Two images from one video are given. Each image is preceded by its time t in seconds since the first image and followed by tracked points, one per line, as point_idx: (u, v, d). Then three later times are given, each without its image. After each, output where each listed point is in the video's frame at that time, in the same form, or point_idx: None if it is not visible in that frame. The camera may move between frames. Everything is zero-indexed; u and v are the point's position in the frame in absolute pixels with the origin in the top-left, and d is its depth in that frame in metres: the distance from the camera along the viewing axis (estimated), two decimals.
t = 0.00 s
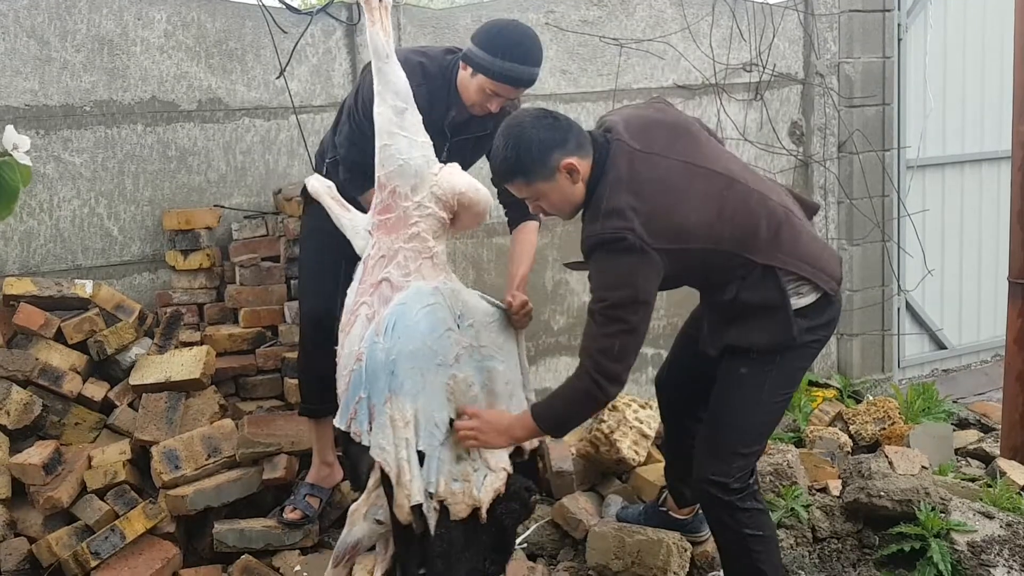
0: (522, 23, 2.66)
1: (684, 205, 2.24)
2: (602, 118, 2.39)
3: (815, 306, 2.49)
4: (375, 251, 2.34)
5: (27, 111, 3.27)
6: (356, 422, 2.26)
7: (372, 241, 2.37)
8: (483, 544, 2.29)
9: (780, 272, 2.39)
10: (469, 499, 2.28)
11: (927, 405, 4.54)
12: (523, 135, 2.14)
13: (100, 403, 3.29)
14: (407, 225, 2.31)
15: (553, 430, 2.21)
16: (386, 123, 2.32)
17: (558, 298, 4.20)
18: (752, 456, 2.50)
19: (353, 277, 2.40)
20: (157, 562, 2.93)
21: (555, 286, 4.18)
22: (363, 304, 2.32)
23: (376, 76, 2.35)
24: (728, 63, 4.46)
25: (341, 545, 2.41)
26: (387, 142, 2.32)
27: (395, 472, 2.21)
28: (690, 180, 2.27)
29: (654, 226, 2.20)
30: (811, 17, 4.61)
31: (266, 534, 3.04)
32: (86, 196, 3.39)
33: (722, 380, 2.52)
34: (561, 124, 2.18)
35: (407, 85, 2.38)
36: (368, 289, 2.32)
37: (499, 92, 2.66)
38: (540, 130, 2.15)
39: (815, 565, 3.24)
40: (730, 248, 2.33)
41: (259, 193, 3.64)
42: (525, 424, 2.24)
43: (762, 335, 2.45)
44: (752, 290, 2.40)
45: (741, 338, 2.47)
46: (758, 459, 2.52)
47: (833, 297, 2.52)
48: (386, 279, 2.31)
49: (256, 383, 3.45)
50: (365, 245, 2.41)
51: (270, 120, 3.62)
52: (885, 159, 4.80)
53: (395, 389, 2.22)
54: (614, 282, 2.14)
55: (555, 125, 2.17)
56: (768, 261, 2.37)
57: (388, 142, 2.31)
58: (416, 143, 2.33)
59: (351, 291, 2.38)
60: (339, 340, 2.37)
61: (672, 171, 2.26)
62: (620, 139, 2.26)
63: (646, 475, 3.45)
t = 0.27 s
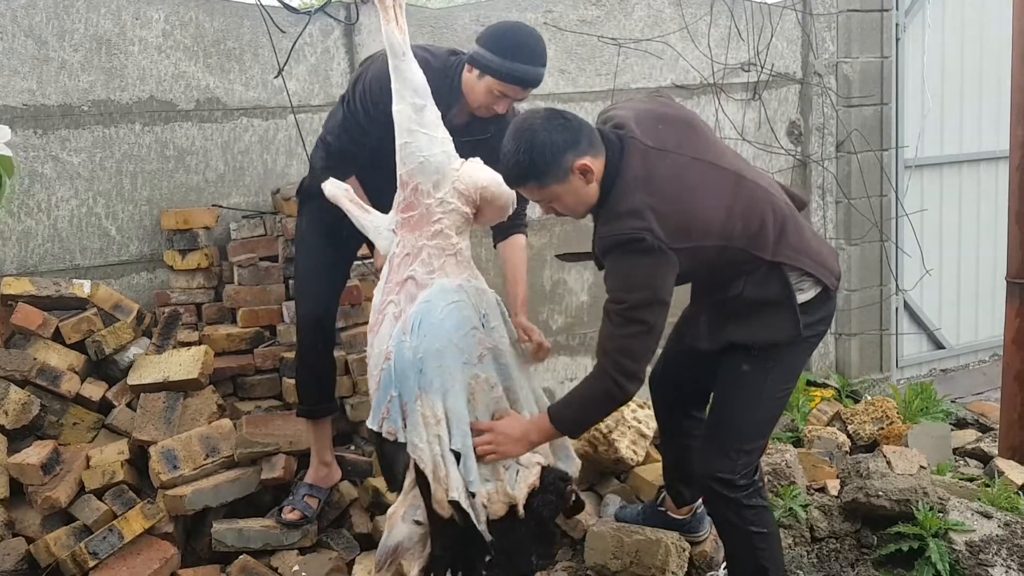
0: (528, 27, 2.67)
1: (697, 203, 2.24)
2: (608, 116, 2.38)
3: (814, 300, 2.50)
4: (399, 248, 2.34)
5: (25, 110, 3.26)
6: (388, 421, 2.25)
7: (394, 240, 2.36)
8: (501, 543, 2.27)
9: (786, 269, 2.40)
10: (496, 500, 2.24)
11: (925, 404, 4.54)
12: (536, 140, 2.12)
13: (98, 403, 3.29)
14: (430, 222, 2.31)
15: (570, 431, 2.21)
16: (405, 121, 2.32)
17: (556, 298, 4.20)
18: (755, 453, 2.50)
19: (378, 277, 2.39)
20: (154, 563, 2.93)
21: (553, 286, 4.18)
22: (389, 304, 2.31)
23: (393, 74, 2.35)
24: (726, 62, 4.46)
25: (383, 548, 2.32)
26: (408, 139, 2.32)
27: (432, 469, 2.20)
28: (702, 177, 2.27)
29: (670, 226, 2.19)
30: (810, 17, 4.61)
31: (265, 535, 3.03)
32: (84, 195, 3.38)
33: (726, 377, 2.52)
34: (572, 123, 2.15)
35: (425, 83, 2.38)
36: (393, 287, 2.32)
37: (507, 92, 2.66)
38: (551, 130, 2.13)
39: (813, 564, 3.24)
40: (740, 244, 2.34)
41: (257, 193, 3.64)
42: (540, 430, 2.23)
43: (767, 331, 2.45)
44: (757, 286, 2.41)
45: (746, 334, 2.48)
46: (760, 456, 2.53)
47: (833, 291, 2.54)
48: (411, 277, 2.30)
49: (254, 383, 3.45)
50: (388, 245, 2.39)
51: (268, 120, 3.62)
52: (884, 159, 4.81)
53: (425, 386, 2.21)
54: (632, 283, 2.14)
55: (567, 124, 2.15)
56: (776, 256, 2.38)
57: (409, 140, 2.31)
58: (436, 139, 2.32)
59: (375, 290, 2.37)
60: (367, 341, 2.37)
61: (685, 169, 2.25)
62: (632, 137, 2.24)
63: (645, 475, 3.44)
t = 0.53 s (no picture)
0: None
1: (706, 194, 2.23)
2: (613, 111, 2.37)
3: (817, 295, 2.52)
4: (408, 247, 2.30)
5: (27, 110, 3.26)
6: (402, 421, 2.26)
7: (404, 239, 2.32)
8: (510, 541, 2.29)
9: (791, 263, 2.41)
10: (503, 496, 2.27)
11: (927, 404, 4.54)
12: (541, 134, 2.11)
13: (100, 402, 3.29)
14: (439, 221, 2.26)
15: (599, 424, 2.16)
16: (413, 120, 2.28)
17: (558, 298, 4.20)
18: (761, 450, 2.51)
19: (387, 277, 2.35)
20: (156, 562, 2.93)
21: (555, 285, 4.18)
22: (400, 303, 2.29)
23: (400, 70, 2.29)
24: (727, 62, 4.46)
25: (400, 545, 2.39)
26: (415, 138, 2.27)
27: (442, 465, 2.22)
28: (711, 170, 2.26)
29: (681, 215, 2.17)
30: (811, 17, 4.61)
31: (266, 535, 3.03)
32: (86, 195, 3.39)
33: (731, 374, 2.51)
34: (579, 116, 2.15)
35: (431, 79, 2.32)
36: (402, 287, 2.29)
37: (497, 52, 2.66)
38: (557, 122, 2.12)
39: (814, 564, 3.24)
40: (747, 239, 2.33)
41: (258, 193, 3.64)
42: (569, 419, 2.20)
43: (772, 327, 2.45)
44: (761, 284, 2.41)
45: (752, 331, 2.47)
46: (765, 454, 2.53)
47: (833, 287, 2.55)
48: (421, 277, 2.27)
49: (256, 383, 3.45)
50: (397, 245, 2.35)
51: (270, 120, 3.62)
52: (885, 159, 4.80)
53: (437, 385, 2.21)
54: (646, 272, 2.10)
55: (574, 117, 2.14)
56: (784, 251, 2.38)
57: (415, 139, 2.27)
58: (444, 137, 2.28)
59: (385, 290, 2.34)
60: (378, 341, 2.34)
61: (694, 160, 2.25)
62: (640, 130, 2.24)
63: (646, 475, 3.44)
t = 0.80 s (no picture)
0: None
1: (728, 156, 2.24)
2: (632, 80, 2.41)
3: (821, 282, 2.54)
4: (401, 243, 2.33)
5: (26, 107, 3.26)
6: (393, 420, 2.25)
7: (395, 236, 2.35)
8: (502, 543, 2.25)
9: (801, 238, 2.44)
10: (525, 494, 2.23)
11: (927, 401, 4.54)
12: (557, 76, 2.13)
13: (100, 400, 3.29)
14: (432, 219, 2.32)
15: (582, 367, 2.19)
16: (407, 118, 2.32)
17: (558, 295, 4.20)
18: (775, 444, 2.52)
19: (376, 276, 2.36)
20: (156, 560, 2.93)
21: (555, 283, 4.18)
22: (391, 302, 2.29)
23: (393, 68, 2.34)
24: (728, 59, 4.46)
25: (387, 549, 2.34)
26: (409, 136, 2.32)
27: (446, 464, 2.20)
28: (729, 134, 2.29)
29: (708, 173, 2.18)
30: (812, 14, 4.61)
31: (266, 532, 3.04)
32: (86, 192, 3.39)
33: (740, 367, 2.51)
34: (597, 61, 2.18)
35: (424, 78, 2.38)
36: (393, 284, 2.30)
37: None
38: (575, 66, 2.15)
39: (815, 562, 3.24)
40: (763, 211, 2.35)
41: (258, 190, 3.63)
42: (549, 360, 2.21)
43: (781, 314, 2.46)
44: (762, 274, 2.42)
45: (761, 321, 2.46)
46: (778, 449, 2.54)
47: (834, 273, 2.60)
48: (414, 275, 2.29)
49: (256, 380, 3.44)
50: (386, 244, 2.38)
51: (270, 117, 3.62)
52: (886, 156, 4.79)
53: (433, 383, 2.21)
54: (669, 228, 2.12)
55: (593, 62, 2.17)
56: (794, 229, 2.42)
57: (410, 137, 2.32)
58: (438, 137, 2.34)
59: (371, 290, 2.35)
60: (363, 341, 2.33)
61: (715, 124, 2.28)
62: (663, 89, 2.29)
63: (646, 472, 3.43)
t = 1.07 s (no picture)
0: None
1: (722, 151, 2.24)
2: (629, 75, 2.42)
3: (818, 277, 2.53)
4: (382, 242, 2.34)
5: (24, 104, 3.27)
6: (372, 421, 2.22)
7: (372, 236, 2.35)
8: (461, 545, 2.24)
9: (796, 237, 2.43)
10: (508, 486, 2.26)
11: (926, 399, 4.54)
12: (557, 58, 2.14)
13: (98, 397, 3.29)
14: (413, 219, 2.37)
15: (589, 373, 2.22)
16: (392, 116, 2.38)
17: (557, 293, 4.20)
18: (771, 442, 2.52)
19: (347, 275, 2.34)
20: (155, 557, 2.93)
21: (554, 280, 4.18)
22: (370, 301, 2.28)
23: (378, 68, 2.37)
24: (727, 56, 4.45)
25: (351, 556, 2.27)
26: (393, 135, 2.37)
27: (426, 463, 2.20)
28: (725, 130, 2.29)
29: (699, 169, 2.18)
30: (811, 11, 4.60)
31: (265, 529, 3.03)
32: (84, 189, 3.39)
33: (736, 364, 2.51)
34: (598, 45, 2.18)
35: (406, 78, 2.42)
36: (371, 283, 2.30)
37: None
38: (577, 51, 2.15)
39: (814, 559, 3.24)
40: (757, 210, 2.34)
41: (257, 187, 3.62)
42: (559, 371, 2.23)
43: (777, 311, 2.46)
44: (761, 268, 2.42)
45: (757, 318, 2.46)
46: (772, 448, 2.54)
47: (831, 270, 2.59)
48: (395, 274, 2.30)
49: (255, 378, 3.43)
50: (358, 244, 2.39)
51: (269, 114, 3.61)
52: (885, 154, 4.78)
53: (418, 383, 2.22)
54: (660, 223, 2.11)
55: (594, 48, 2.17)
56: (788, 227, 2.42)
57: (394, 135, 2.37)
58: (420, 137, 2.40)
59: (345, 290, 2.33)
60: (334, 344, 2.30)
61: (710, 119, 2.28)
62: (659, 83, 2.29)
63: (645, 470, 3.43)
